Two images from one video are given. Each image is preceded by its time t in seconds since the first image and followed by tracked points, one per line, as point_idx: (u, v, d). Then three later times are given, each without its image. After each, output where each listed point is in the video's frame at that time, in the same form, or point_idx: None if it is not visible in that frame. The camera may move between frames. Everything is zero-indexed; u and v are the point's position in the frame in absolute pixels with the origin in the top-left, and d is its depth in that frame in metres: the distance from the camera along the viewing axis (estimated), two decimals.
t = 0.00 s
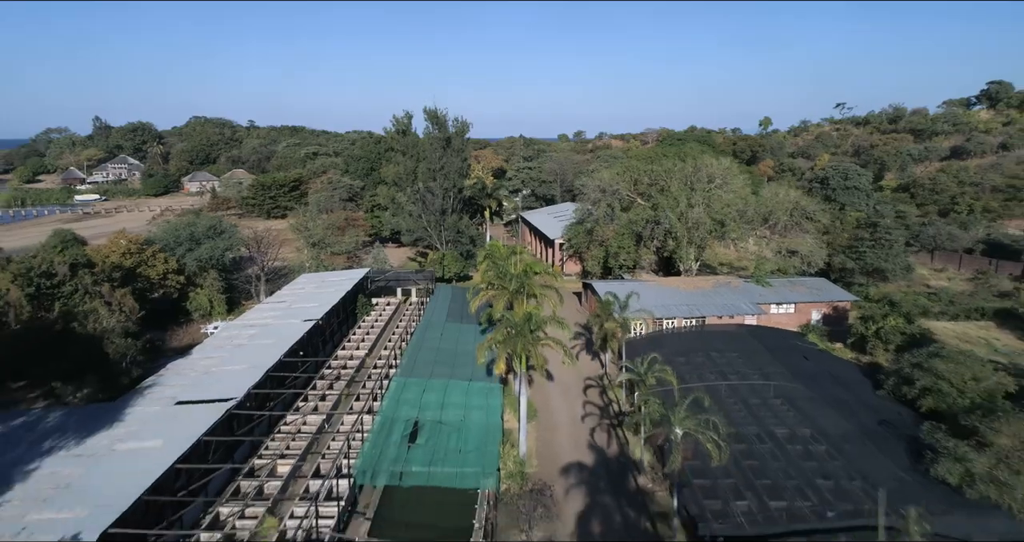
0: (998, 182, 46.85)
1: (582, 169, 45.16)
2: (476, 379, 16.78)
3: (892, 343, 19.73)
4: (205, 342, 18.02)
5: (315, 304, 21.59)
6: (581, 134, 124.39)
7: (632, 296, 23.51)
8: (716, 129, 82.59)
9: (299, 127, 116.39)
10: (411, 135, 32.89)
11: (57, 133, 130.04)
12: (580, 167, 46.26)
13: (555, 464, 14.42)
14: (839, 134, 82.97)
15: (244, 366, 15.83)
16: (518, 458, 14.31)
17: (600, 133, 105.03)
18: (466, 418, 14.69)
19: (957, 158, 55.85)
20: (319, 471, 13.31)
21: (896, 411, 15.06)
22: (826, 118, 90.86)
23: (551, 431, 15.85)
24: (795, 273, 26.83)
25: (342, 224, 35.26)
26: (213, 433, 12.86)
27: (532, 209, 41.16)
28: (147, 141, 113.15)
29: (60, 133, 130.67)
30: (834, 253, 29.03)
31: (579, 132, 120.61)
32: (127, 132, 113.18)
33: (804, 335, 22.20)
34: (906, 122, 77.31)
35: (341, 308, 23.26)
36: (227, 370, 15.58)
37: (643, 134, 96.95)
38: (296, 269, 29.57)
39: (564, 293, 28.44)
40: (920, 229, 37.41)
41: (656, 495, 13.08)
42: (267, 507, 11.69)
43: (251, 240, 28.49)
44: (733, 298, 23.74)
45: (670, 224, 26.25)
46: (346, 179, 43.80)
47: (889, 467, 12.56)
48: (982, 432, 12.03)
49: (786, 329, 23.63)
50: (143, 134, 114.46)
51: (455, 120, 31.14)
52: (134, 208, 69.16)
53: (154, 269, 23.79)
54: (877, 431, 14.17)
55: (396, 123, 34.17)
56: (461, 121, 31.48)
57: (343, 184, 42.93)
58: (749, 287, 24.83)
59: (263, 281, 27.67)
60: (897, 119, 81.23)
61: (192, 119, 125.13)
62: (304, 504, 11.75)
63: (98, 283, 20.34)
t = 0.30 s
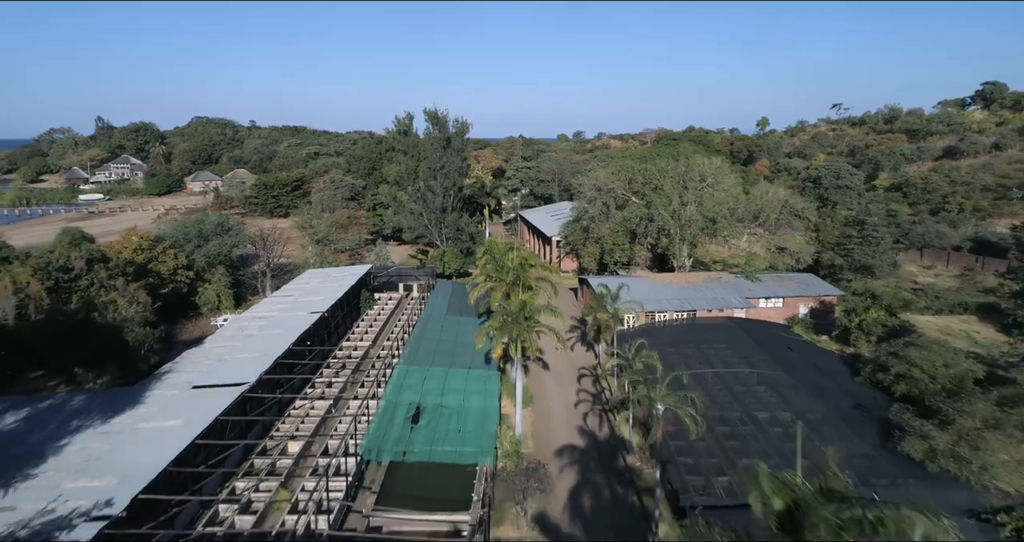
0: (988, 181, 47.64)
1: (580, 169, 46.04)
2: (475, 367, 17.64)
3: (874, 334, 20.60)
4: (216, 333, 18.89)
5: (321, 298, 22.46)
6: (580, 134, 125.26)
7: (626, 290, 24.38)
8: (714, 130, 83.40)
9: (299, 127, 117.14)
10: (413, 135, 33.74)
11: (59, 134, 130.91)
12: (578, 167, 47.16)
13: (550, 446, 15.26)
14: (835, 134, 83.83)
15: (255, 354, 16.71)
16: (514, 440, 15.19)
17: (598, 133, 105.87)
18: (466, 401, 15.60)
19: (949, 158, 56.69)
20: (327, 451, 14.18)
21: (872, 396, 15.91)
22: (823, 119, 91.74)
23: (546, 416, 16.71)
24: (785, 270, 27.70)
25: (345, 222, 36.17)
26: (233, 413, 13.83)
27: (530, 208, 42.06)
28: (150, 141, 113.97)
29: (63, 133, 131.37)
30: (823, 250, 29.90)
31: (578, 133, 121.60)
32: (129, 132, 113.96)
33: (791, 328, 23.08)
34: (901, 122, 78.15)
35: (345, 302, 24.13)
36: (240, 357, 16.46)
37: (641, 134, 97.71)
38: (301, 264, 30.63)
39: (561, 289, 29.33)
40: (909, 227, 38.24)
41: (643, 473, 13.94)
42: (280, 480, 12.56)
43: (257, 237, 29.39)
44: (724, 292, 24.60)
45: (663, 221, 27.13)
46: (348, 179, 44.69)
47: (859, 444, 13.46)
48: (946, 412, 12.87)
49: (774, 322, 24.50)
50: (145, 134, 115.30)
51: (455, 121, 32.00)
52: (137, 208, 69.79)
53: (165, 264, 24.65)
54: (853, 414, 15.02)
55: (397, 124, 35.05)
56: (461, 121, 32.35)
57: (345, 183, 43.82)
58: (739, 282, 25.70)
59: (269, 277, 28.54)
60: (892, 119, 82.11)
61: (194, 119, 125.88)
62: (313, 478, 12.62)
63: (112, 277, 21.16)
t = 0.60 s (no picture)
0: (979, 180, 48.52)
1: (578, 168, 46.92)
2: (474, 356, 18.52)
3: (857, 326, 21.48)
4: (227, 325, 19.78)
5: (326, 293, 23.37)
6: (580, 134, 125.79)
7: (621, 286, 25.23)
8: (711, 130, 84.25)
9: (299, 127, 117.73)
10: (414, 135, 34.68)
11: (62, 134, 131.82)
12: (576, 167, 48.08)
13: (545, 429, 16.14)
14: (831, 134, 84.73)
15: (266, 343, 17.63)
16: (511, 423, 16.20)
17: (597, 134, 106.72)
18: (466, 387, 16.46)
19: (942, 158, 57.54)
20: (335, 433, 15.08)
21: (851, 382, 16.80)
22: (820, 119, 92.59)
23: (542, 403, 17.62)
24: (775, 266, 28.56)
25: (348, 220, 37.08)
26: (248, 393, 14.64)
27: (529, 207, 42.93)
28: (153, 142, 114.94)
29: (66, 133, 132.22)
30: (813, 247, 30.76)
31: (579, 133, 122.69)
32: (132, 133, 114.78)
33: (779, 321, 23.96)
34: (897, 122, 78.98)
35: (350, 296, 25.01)
36: (251, 346, 17.36)
37: (640, 135, 98.61)
38: (305, 260, 31.66)
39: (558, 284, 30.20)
40: (900, 225, 39.10)
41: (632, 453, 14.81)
42: (292, 458, 13.40)
43: (263, 235, 30.36)
44: (715, 287, 25.50)
45: (656, 219, 28.03)
46: (350, 178, 45.59)
47: (832, 425, 14.28)
48: (915, 394, 13.73)
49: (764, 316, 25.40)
50: (148, 135, 116.14)
51: (455, 121, 32.87)
52: (142, 207, 70.70)
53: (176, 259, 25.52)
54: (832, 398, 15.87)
55: (398, 124, 35.95)
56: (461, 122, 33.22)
57: (348, 182, 44.72)
58: (729, 277, 26.61)
59: (275, 273, 29.42)
60: (888, 119, 82.95)
61: (196, 120, 126.84)
62: (323, 455, 13.43)
63: (126, 272, 22.02)
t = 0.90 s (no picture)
0: (970, 178, 49.33)
1: (576, 168, 47.77)
2: (473, 345, 19.44)
3: (841, 319, 22.33)
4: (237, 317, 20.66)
5: (331, 286, 24.28)
6: (579, 134, 126.59)
7: (615, 280, 26.15)
8: (709, 130, 85.11)
9: (301, 127, 118.55)
10: (414, 135, 35.56)
11: (65, 134, 132.76)
12: (574, 166, 48.92)
13: (540, 415, 17.06)
14: (828, 134, 85.55)
15: (275, 332, 18.52)
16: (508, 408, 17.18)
17: (597, 134, 107.47)
18: (466, 374, 17.40)
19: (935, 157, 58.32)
20: (342, 417, 15.99)
21: (830, 369, 17.71)
22: (817, 119, 93.40)
23: (537, 390, 18.56)
24: (765, 262, 29.42)
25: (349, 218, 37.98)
26: (248, 391, 14.65)
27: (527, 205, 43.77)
28: (155, 142, 115.80)
29: (69, 133, 133.22)
30: (804, 243, 31.60)
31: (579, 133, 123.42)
32: (134, 132, 115.56)
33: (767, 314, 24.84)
34: (893, 122, 79.77)
35: (354, 290, 25.92)
36: (260, 336, 18.24)
37: (638, 135, 99.47)
38: (309, 257, 32.55)
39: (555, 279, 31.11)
40: (890, 223, 39.94)
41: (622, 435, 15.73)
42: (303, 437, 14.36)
43: (268, 232, 31.20)
44: (706, 282, 26.42)
45: (650, 216, 28.93)
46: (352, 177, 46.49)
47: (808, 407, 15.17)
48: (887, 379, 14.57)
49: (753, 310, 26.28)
50: (150, 135, 116.88)
51: (455, 121, 33.76)
52: (145, 206, 71.50)
53: (184, 255, 26.28)
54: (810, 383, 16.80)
55: (399, 124, 36.84)
56: (461, 122, 34.11)
57: (349, 181, 45.61)
58: (720, 273, 27.52)
59: (280, 268, 30.29)
60: (884, 119, 83.72)
61: (198, 120, 127.67)
62: (330, 436, 14.54)
63: (138, 267, 22.75)
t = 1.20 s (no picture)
0: (962, 177, 50.15)
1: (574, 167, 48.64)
2: (473, 337, 20.32)
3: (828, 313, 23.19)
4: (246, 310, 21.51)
5: (336, 281, 25.15)
6: (578, 134, 127.49)
7: (611, 276, 27.04)
8: (706, 130, 85.98)
9: (302, 127, 119.39)
10: (415, 135, 36.42)
11: (67, 134, 133.64)
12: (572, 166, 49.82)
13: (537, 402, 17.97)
14: (824, 134, 86.44)
15: (284, 323, 19.41)
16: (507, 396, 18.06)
17: (595, 134, 108.35)
18: (466, 363, 18.28)
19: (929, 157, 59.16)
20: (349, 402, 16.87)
21: (814, 358, 18.58)
22: (813, 120, 94.28)
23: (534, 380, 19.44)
24: (757, 259, 30.27)
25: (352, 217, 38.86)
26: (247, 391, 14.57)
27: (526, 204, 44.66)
28: (157, 141, 116.61)
29: (71, 133, 134.00)
30: (795, 241, 32.46)
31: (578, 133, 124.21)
32: (136, 132, 116.31)
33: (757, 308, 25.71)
34: (888, 122, 80.68)
35: (358, 285, 26.83)
36: (270, 327, 19.10)
37: (636, 134, 100.27)
38: (313, 254, 33.43)
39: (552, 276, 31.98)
40: (882, 222, 40.80)
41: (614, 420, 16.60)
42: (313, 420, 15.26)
43: (273, 230, 32.08)
44: (698, 277, 27.31)
45: (645, 214, 29.81)
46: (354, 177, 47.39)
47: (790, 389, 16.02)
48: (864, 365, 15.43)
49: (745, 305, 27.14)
50: (152, 135, 117.63)
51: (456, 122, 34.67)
52: (149, 205, 72.27)
53: (194, 252, 27.13)
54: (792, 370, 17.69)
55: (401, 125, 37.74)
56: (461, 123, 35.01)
57: (352, 181, 46.49)
58: (713, 269, 28.39)
59: (286, 265, 31.14)
60: (879, 120, 84.62)
61: (199, 120, 128.49)
62: (337, 423, 15.41)
63: (150, 263, 23.61)
